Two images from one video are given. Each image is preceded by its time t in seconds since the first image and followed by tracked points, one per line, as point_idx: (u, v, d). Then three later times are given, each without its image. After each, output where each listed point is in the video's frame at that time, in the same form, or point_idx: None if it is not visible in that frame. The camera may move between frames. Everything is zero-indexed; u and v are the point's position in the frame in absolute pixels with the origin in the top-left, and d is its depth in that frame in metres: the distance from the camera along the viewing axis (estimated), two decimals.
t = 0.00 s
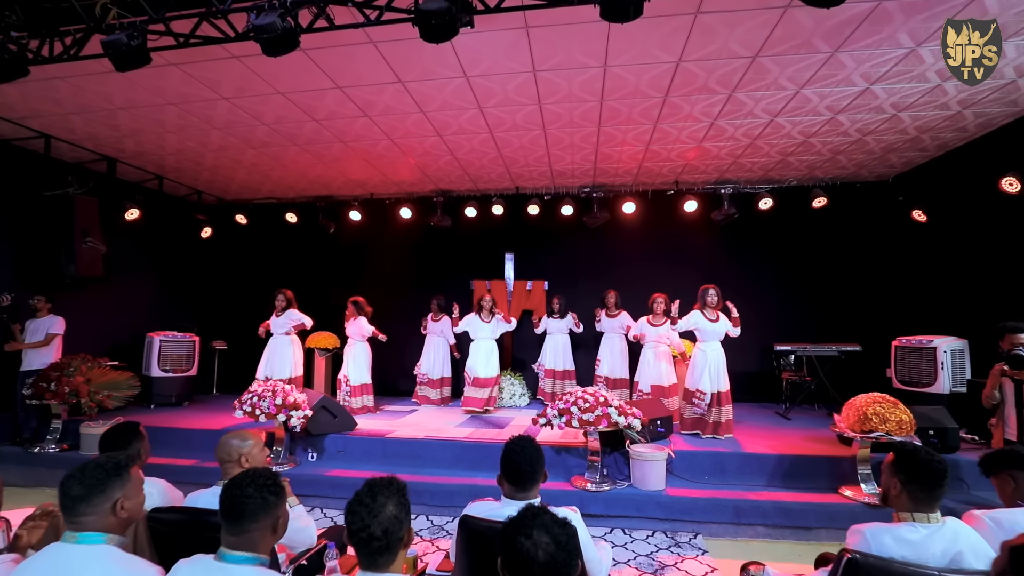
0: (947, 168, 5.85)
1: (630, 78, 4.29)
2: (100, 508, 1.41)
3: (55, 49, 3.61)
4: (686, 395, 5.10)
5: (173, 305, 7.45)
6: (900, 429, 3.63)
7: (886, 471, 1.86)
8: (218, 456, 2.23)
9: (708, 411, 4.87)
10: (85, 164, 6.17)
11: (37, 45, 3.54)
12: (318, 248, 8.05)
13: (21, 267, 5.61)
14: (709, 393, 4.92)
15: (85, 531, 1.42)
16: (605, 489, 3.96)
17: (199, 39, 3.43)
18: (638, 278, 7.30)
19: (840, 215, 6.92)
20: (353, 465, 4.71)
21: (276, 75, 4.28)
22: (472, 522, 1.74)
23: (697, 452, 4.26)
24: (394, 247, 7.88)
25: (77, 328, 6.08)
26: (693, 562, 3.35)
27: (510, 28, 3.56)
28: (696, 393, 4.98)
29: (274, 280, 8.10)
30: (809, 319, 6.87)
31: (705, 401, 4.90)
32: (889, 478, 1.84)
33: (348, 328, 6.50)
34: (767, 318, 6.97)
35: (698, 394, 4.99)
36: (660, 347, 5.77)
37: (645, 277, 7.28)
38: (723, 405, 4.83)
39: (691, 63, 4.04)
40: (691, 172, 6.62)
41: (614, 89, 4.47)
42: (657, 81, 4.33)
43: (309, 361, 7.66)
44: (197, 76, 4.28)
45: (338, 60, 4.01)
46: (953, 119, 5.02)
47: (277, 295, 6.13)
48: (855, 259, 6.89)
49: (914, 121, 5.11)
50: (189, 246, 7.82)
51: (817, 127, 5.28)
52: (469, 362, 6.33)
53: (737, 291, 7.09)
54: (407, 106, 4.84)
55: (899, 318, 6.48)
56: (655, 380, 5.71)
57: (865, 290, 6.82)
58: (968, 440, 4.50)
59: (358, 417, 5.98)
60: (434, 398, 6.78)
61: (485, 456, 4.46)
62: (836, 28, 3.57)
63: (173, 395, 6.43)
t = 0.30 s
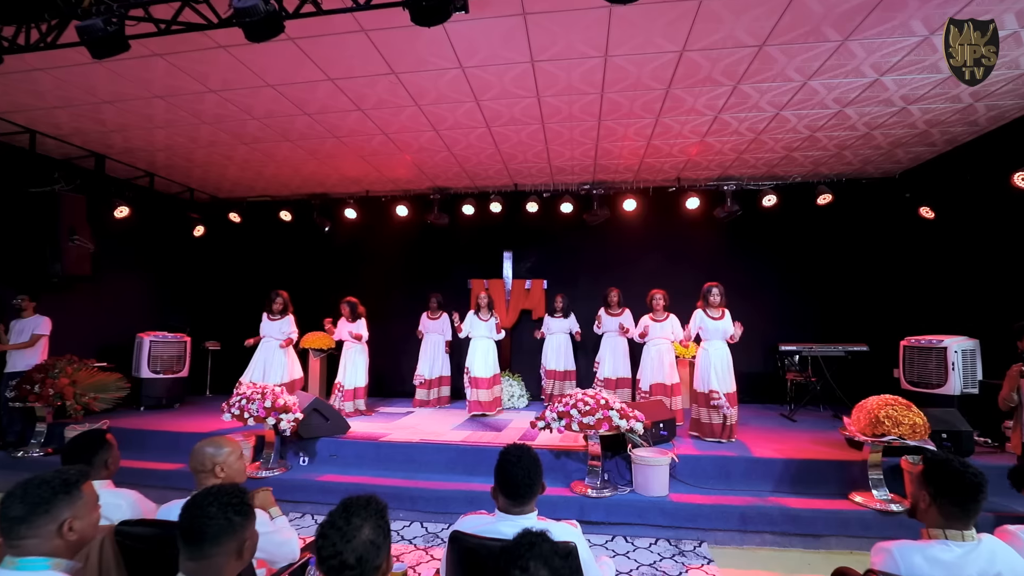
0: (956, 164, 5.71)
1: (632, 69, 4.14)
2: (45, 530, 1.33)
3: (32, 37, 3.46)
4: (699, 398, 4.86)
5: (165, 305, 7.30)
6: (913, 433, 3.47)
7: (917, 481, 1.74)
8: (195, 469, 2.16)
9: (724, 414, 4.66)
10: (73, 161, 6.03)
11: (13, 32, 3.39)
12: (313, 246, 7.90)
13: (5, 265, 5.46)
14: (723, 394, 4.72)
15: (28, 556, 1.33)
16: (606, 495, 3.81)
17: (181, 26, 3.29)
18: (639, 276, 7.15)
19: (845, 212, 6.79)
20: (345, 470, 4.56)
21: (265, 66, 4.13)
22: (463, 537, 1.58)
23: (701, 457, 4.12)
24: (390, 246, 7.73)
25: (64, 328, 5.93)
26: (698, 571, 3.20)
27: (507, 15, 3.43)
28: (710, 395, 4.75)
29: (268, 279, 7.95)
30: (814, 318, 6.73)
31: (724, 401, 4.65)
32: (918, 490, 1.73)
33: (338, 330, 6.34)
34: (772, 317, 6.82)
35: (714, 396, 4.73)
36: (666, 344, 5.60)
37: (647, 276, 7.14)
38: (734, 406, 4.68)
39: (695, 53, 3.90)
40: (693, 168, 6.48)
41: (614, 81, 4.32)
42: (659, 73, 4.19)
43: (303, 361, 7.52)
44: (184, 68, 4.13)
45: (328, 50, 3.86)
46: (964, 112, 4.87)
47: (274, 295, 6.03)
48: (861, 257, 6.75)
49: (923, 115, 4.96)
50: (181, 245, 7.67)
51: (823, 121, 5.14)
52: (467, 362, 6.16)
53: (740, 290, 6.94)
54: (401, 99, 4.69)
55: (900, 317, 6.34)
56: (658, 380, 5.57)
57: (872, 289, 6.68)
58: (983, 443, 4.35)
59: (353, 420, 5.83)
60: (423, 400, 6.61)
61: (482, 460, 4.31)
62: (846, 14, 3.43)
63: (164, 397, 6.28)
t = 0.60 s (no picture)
0: (963, 159, 5.58)
1: (632, 59, 4.00)
2: None
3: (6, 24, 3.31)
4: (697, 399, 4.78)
5: (155, 304, 7.16)
6: (926, 437, 3.33)
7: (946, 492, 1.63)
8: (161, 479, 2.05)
9: (722, 417, 4.56)
10: (60, 156, 5.88)
11: None
12: (307, 245, 7.76)
13: None
14: (721, 397, 4.60)
15: None
16: (606, 500, 3.67)
17: (160, 10, 3.14)
18: (639, 275, 7.01)
19: (849, 209, 6.65)
20: (336, 473, 4.42)
21: (253, 56, 3.99)
22: (448, 554, 1.44)
23: (704, 461, 3.98)
24: (385, 243, 7.59)
25: (49, 328, 5.78)
26: None
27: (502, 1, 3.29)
28: (709, 397, 4.65)
29: (262, 278, 7.81)
30: (817, 317, 6.59)
31: (722, 407, 4.55)
32: (947, 502, 1.61)
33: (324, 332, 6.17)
34: (774, 316, 6.69)
35: (712, 399, 4.63)
36: (666, 347, 5.46)
37: (647, 274, 7.00)
38: (736, 411, 4.54)
39: (697, 41, 3.76)
40: (694, 164, 6.33)
41: (614, 72, 4.19)
42: (660, 63, 4.05)
43: (297, 362, 7.38)
44: (167, 58, 4.00)
45: (317, 37, 3.72)
46: (973, 105, 4.72)
47: (254, 296, 5.80)
48: (866, 255, 6.61)
49: (932, 108, 4.82)
50: (172, 243, 7.52)
51: (829, 114, 4.99)
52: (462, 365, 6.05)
53: (742, 288, 6.80)
54: (394, 91, 4.55)
55: (905, 316, 6.21)
56: (660, 382, 5.42)
57: (877, 287, 6.54)
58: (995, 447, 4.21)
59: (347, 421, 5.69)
60: (421, 403, 6.50)
61: (477, 464, 4.17)
62: None
63: (153, 398, 6.13)
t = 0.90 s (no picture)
0: (972, 154, 5.44)
1: (635, 48, 3.86)
2: None
3: None
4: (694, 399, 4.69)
5: (146, 302, 7.01)
6: (941, 441, 3.18)
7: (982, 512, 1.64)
8: (127, 488, 1.89)
9: (711, 418, 4.49)
10: (46, 150, 5.73)
11: None
12: (301, 242, 7.62)
13: None
14: (716, 396, 4.52)
15: None
16: (607, 506, 3.53)
17: None
18: (641, 273, 6.86)
19: (855, 206, 6.52)
20: (327, 477, 4.27)
21: (240, 44, 3.84)
22: None
23: (708, 464, 3.83)
24: (381, 241, 7.44)
25: (34, 327, 5.62)
26: None
27: None
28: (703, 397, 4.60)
29: (255, 276, 7.67)
30: (822, 316, 6.45)
31: (712, 406, 4.50)
32: (988, 520, 1.59)
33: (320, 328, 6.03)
34: (778, 315, 6.54)
35: (707, 398, 4.58)
36: (668, 345, 5.36)
37: (648, 272, 6.85)
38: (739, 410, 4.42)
39: (702, 28, 3.61)
40: (697, 160, 6.18)
41: (615, 61, 4.04)
42: (663, 52, 3.90)
43: (290, 362, 7.23)
44: (151, 46, 3.85)
45: (306, 23, 3.57)
46: (985, 98, 4.58)
47: (250, 287, 5.68)
48: (872, 253, 6.47)
49: (942, 101, 4.68)
50: (163, 240, 7.37)
51: (837, 107, 4.84)
52: (459, 359, 5.95)
53: (745, 287, 6.65)
54: (388, 81, 4.41)
55: (912, 314, 6.07)
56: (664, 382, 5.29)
57: (883, 286, 6.40)
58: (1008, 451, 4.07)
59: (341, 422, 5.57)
60: (416, 404, 6.36)
61: (472, 468, 4.02)
62: None
63: (142, 399, 5.99)
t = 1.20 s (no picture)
0: (983, 150, 5.29)
1: (638, 36, 3.71)
2: None
3: None
4: (705, 408, 4.52)
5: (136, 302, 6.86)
6: (961, 448, 3.03)
7: None
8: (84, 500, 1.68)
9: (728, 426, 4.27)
10: (32, 145, 5.58)
11: None
12: (296, 241, 7.47)
13: None
14: (731, 405, 4.31)
15: None
16: (609, 514, 3.38)
17: None
18: (643, 272, 6.71)
19: (862, 204, 6.37)
20: (318, 482, 4.11)
21: (227, 32, 3.68)
22: None
23: (714, 471, 3.68)
24: (377, 238, 7.29)
25: (18, 328, 5.45)
26: None
27: None
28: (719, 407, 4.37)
29: (250, 275, 7.53)
30: (828, 316, 6.30)
31: (728, 414, 4.28)
32: None
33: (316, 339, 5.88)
34: (783, 315, 6.39)
35: (721, 408, 4.36)
36: (672, 351, 5.20)
37: (650, 272, 6.70)
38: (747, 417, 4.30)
39: (709, 15, 3.45)
40: (700, 156, 6.03)
41: (618, 51, 3.89)
42: (668, 40, 3.75)
43: (285, 363, 7.09)
44: (134, 34, 3.70)
45: (295, 9, 3.41)
46: (1000, 90, 4.42)
47: (241, 303, 5.44)
48: (880, 251, 6.32)
49: (955, 94, 4.51)
50: (155, 238, 7.22)
51: (846, 100, 4.68)
52: (456, 370, 5.79)
53: (750, 286, 6.50)
54: (382, 73, 4.25)
55: (921, 314, 5.93)
56: (666, 389, 5.12)
57: (891, 285, 6.25)
58: None
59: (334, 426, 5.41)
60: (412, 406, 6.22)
61: (469, 474, 3.87)
62: None
63: (132, 400, 5.85)
